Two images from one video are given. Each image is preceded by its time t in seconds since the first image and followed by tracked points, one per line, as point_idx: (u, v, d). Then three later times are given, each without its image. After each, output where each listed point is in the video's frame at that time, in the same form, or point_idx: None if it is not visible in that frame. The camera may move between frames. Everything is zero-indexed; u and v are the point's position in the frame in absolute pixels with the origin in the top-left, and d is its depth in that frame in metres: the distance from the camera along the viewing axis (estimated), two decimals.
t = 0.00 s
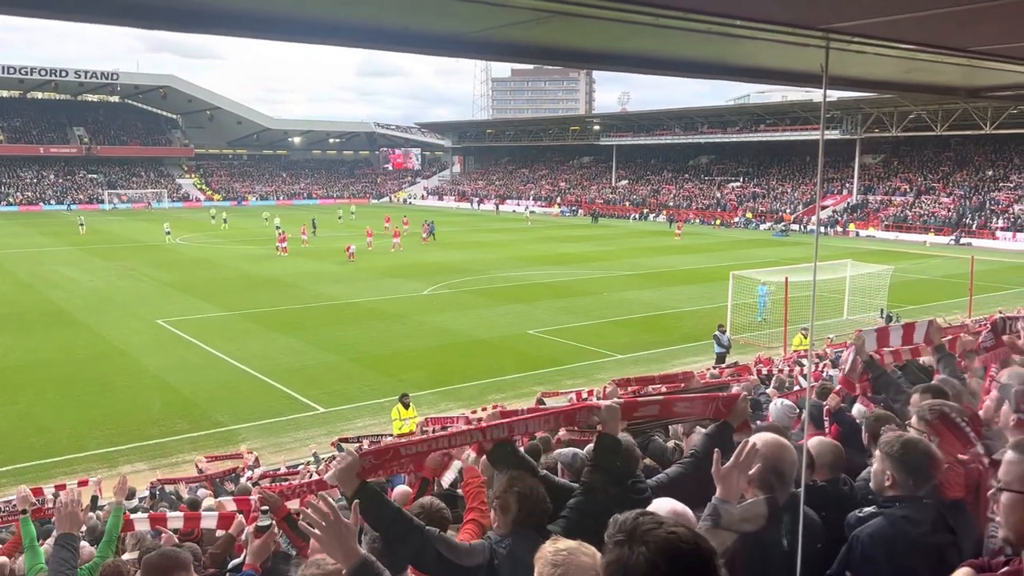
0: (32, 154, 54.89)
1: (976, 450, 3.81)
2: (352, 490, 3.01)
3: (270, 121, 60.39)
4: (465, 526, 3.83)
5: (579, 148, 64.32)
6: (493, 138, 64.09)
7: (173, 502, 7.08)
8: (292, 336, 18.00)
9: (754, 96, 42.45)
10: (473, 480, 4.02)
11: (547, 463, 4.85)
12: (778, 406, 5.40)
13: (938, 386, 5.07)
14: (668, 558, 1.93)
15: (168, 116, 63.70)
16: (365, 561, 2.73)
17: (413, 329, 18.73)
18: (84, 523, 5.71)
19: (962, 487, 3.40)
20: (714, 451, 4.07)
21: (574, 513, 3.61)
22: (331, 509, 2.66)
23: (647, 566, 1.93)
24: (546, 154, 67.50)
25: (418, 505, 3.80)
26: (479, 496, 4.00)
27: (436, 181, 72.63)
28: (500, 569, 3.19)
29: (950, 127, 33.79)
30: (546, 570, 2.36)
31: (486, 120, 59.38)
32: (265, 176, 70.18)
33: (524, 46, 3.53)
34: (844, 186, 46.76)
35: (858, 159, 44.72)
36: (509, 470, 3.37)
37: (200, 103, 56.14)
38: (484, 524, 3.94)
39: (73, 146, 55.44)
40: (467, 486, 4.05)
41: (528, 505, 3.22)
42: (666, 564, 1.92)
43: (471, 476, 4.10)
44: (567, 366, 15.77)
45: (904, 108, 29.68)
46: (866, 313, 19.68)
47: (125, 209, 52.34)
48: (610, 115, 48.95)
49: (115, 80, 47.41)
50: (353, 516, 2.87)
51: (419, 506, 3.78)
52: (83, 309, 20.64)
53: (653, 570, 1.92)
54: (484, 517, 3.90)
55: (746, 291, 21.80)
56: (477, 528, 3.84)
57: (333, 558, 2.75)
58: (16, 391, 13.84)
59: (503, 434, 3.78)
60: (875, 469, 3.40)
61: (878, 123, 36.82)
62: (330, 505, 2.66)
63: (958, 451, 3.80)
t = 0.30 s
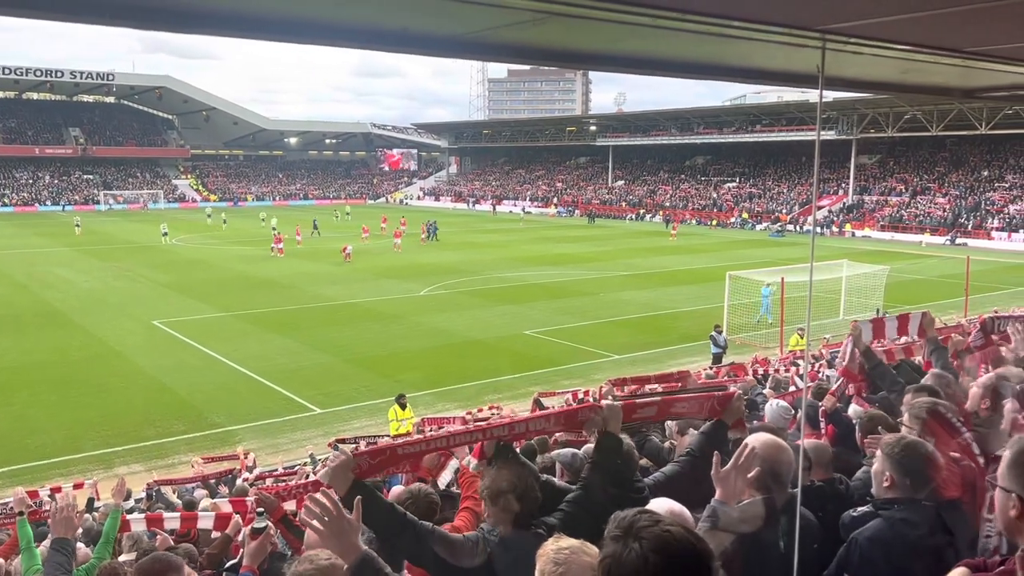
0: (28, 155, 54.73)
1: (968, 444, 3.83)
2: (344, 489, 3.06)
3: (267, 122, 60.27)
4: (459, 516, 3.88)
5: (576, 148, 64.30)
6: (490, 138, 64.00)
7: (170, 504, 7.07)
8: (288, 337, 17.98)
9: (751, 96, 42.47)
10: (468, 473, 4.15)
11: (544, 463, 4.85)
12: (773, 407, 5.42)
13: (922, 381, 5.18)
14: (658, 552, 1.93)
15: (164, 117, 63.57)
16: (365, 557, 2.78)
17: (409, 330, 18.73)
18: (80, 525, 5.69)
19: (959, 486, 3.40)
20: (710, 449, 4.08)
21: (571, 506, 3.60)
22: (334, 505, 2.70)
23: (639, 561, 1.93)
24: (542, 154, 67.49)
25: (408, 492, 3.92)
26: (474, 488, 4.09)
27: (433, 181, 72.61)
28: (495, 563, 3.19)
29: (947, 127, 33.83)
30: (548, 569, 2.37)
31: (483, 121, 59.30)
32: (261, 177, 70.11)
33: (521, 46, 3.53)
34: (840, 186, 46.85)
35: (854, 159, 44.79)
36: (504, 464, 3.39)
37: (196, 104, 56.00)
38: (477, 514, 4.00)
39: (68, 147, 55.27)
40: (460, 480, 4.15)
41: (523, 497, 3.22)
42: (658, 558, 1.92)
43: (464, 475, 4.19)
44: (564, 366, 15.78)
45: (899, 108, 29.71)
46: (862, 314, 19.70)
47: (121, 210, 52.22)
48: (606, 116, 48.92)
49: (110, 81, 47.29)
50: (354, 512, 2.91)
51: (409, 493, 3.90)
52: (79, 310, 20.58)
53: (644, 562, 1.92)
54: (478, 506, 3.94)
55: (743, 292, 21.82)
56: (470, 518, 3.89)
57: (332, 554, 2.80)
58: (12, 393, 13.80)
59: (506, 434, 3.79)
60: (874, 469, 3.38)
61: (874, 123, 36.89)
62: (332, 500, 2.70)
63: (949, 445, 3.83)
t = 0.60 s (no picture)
0: (21, 156, 54.50)
1: (963, 446, 3.85)
2: (345, 492, 3.09)
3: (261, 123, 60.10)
4: (453, 519, 3.87)
5: (571, 149, 64.30)
6: (485, 139, 63.88)
7: (164, 506, 7.05)
8: (283, 338, 17.94)
9: (746, 97, 42.51)
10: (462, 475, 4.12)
11: (539, 462, 4.86)
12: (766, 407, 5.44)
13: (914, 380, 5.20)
14: (649, 549, 1.93)
15: (158, 118, 63.37)
16: (366, 555, 2.77)
17: (404, 330, 18.71)
18: (73, 526, 5.66)
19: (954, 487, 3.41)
20: (698, 445, 4.10)
21: (569, 511, 3.61)
22: (337, 504, 2.69)
23: (630, 559, 1.92)
24: (537, 155, 67.47)
25: (402, 492, 3.92)
26: (468, 489, 4.08)
27: (428, 181, 72.58)
28: (494, 567, 3.16)
29: (941, 128, 33.90)
30: (545, 568, 2.37)
31: (477, 122, 59.21)
32: (256, 178, 70.01)
33: (514, 48, 3.53)
34: (834, 186, 46.94)
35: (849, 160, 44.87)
36: (501, 470, 3.38)
37: (190, 104, 55.84)
38: (472, 515, 4.00)
39: (62, 148, 55.04)
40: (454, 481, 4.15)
41: (524, 497, 3.20)
42: (647, 554, 1.92)
43: (458, 476, 4.20)
44: (559, 367, 15.79)
45: (894, 108, 29.73)
46: (856, 314, 19.75)
47: (116, 211, 52.02)
48: (601, 118, 48.86)
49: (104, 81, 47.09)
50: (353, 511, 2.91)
51: (403, 494, 3.88)
52: (73, 311, 20.49)
53: (635, 558, 1.92)
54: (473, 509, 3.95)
55: (739, 292, 21.85)
56: (465, 521, 3.89)
57: (332, 552, 2.79)
58: (5, 395, 13.74)
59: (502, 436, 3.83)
60: (870, 469, 3.39)
61: (868, 124, 36.94)
62: (332, 498, 2.69)
63: (944, 446, 3.85)
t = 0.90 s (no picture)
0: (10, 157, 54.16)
1: (954, 447, 3.89)
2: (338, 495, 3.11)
3: (253, 124, 59.85)
4: (446, 527, 3.90)
5: (563, 150, 64.34)
6: (476, 140, 63.84)
7: (156, 508, 7.03)
8: (274, 339, 17.87)
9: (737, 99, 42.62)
10: (455, 480, 4.16)
11: (532, 462, 4.87)
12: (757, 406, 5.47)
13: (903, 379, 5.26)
14: (639, 542, 1.95)
15: (148, 119, 63.09)
16: (361, 556, 2.73)
17: (396, 332, 18.67)
18: (64, 529, 5.64)
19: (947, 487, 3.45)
20: (687, 444, 4.12)
21: (563, 514, 3.63)
22: (333, 503, 2.70)
23: (621, 553, 1.94)
24: (529, 155, 67.46)
25: (397, 506, 3.91)
26: (460, 496, 4.12)
27: (420, 182, 72.54)
28: (489, 571, 3.18)
29: (931, 129, 34.07)
30: (539, 570, 2.38)
31: (469, 122, 59.15)
32: (247, 179, 69.71)
33: (507, 50, 3.53)
34: (825, 187, 47.15)
35: (839, 161, 45.07)
36: (495, 475, 3.39)
37: (181, 105, 55.60)
38: (465, 523, 4.03)
39: (52, 149, 54.75)
40: (447, 488, 4.17)
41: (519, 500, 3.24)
42: (637, 546, 1.94)
43: (450, 482, 4.21)
44: (551, 367, 15.80)
45: (883, 110, 29.86)
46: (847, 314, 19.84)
47: (106, 212, 51.77)
48: (593, 119, 48.84)
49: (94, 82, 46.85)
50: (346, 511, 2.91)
51: (398, 506, 3.89)
52: (63, 313, 20.38)
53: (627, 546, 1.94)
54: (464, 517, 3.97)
55: (731, 292, 21.91)
56: (458, 529, 3.91)
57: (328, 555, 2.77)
58: None
59: (491, 443, 3.88)
60: (866, 470, 3.40)
61: (859, 125, 37.10)
62: (327, 498, 2.70)
63: (935, 446, 3.90)
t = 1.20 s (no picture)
0: None
1: (938, 446, 3.93)
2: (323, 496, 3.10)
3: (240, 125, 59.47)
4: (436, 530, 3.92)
5: (551, 151, 64.38)
6: (465, 141, 63.79)
7: (143, 511, 6.98)
8: (262, 341, 17.79)
9: (724, 100, 42.79)
10: (443, 484, 4.19)
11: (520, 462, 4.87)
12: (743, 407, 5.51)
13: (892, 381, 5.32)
14: (622, 539, 2.02)
15: (134, 119, 62.68)
16: (351, 557, 2.72)
17: (384, 333, 18.63)
18: (50, 532, 5.58)
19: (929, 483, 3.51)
20: (675, 446, 4.16)
21: (543, 508, 3.61)
22: (326, 501, 2.70)
23: (602, 545, 2.02)
24: (517, 156, 67.44)
25: (390, 511, 3.92)
26: (450, 500, 4.15)
27: (408, 183, 72.48)
28: (478, 569, 3.18)
29: (916, 131, 34.33)
30: (527, 572, 2.38)
31: (457, 123, 59.07)
32: (234, 179, 69.33)
33: (495, 51, 3.52)
34: (812, 188, 47.42)
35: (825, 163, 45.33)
36: (483, 474, 3.38)
37: (167, 106, 55.22)
38: (454, 526, 4.05)
39: (36, 150, 54.31)
40: (437, 493, 4.20)
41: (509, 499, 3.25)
42: (633, 540, 2.02)
43: (440, 486, 4.25)
44: (540, 368, 15.83)
45: (869, 111, 30.05)
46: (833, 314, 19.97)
47: (92, 213, 51.42)
48: (581, 120, 48.80)
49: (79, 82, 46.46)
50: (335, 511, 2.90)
51: (389, 511, 3.90)
52: (48, 314, 20.23)
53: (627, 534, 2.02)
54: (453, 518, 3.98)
55: (718, 293, 22.00)
56: (447, 532, 3.93)
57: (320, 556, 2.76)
58: None
59: (476, 440, 3.90)
60: (841, 468, 3.41)
61: (845, 127, 37.33)
62: (319, 497, 2.71)
63: (919, 447, 3.92)
